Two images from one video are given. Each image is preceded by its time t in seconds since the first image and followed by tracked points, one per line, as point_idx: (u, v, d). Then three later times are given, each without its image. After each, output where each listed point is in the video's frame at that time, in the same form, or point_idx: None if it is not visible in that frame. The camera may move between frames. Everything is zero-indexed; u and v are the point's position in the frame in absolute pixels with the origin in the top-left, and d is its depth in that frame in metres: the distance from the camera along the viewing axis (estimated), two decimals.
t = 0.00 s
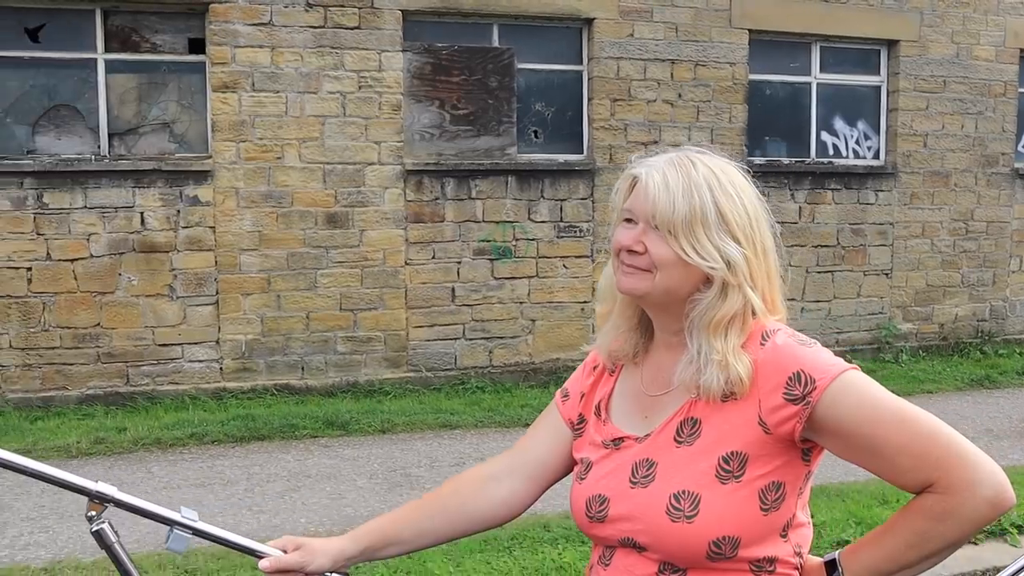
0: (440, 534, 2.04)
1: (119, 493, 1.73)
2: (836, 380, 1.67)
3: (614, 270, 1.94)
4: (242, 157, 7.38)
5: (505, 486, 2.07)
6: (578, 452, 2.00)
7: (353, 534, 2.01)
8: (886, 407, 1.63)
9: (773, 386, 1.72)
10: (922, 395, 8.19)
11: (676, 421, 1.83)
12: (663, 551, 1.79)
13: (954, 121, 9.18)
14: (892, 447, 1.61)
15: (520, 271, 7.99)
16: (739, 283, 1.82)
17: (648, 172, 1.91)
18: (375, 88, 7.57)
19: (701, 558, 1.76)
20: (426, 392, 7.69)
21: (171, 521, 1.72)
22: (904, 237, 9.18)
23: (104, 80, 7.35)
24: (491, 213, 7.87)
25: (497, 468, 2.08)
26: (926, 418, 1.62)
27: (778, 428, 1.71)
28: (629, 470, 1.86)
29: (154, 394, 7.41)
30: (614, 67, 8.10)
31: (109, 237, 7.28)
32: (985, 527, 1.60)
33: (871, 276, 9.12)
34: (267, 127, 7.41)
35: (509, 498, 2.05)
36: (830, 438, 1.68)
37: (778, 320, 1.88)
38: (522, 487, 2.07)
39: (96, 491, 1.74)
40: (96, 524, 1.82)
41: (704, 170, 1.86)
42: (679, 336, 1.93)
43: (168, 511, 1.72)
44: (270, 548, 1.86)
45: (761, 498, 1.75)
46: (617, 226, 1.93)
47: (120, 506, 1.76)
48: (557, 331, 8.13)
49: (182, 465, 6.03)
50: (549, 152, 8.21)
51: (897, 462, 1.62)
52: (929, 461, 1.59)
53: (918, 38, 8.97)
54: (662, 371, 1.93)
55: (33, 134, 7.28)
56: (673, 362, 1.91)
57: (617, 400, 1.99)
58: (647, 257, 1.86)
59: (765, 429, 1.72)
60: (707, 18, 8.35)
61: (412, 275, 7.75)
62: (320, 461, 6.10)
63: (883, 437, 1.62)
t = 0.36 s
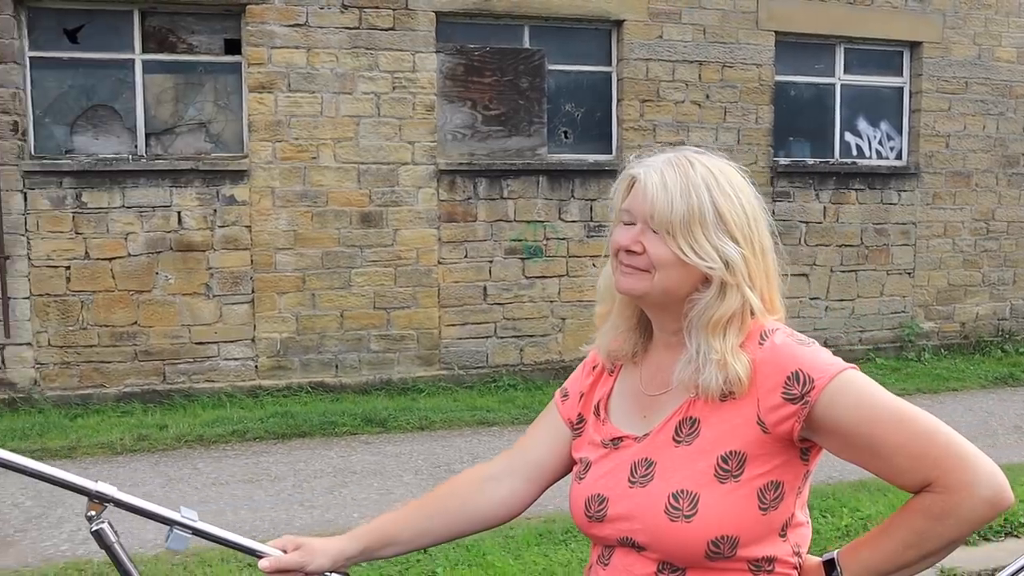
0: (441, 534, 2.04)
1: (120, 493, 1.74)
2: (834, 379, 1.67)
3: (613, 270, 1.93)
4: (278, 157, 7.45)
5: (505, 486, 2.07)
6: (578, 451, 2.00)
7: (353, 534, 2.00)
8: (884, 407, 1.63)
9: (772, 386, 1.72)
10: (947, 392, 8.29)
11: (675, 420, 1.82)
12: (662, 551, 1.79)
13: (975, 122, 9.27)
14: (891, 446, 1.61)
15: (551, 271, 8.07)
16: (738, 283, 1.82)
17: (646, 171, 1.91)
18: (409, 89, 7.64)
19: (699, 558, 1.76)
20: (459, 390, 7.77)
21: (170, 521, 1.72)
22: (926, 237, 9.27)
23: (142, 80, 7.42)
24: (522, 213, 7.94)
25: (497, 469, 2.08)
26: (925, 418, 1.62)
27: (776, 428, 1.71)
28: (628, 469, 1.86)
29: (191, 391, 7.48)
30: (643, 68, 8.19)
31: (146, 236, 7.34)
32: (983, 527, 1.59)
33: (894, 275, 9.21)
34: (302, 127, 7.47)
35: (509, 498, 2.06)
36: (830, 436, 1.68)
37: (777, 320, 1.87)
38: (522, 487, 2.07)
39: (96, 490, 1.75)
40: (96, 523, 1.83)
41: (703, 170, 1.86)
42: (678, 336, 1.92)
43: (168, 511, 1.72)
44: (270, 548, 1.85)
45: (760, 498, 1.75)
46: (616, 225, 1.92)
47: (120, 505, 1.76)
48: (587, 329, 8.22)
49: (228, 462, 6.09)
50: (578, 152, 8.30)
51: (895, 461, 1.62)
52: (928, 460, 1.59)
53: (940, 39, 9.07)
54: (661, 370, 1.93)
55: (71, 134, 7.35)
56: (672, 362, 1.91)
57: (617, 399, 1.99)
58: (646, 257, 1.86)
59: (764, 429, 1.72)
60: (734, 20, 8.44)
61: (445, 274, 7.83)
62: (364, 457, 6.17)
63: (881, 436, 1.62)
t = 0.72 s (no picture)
0: (440, 533, 2.03)
1: (119, 493, 1.73)
2: (834, 379, 1.66)
3: (613, 270, 1.92)
4: (314, 157, 7.52)
5: (505, 485, 2.05)
6: (577, 451, 1.98)
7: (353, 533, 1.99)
8: (883, 407, 1.62)
9: (772, 385, 1.71)
10: (974, 389, 8.38)
11: (675, 420, 1.80)
12: (662, 551, 1.77)
13: (997, 123, 9.36)
14: (890, 446, 1.60)
15: (581, 270, 8.17)
16: (738, 283, 1.80)
17: (647, 171, 1.89)
18: (443, 90, 7.72)
19: (700, 557, 1.74)
20: (491, 387, 7.85)
21: (171, 520, 1.72)
22: (949, 236, 9.36)
23: (179, 81, 7.49)
24: (553, 212, 8.03)
25: (496, 468, 2.07)
26: (925, 418, 1.61)
27: (776, 428, 1.69)
28: (628, 469, 1.84)
29: (228, 389, 7.54)
30: (672, 70, 8.27)
31: (184, 235, 7.41)
32: (983, 526, 1.58)
33: (916, 275, 9.30)
34: (338, 127, 7.54)
35: (508, 498, 2.04)
36: (830, 436, 1.67)
37: (778, 320, 1.85)
38: (522, 487, 2.05)
39: (96, 490, 1.74)
40: (96, 523, 1.84)
41: (703, 170, 1.84)
42: (679, 335, 1.90)
43: (168, 510, 1.72)
44: (270, 548, 1.85)
45: (760, 498, 1.73)
46: (617, 226, 1.90)
47: (121, 505, 1.75)
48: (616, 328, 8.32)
49: (273, 458, 6.17)
50: (607, 152, 8.39)
51: (895, 460, 1.61)
52: (928, 460, 1.58)
53: (963, 41, 9.17)
54: (661, 370, 1.91)
55: (109, 134, 7.43)
56: (672, 362, 1.89)
57: (617, 399, 1.97)
58: (645, 257, 1.84)
59: (764, 429, 1.71)
60: (762, 22, 8.53)
61: (477, 273, 7.92)
62: (407, 454, 6.25)
63: (881, 436, 1.61)
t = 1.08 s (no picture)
0: (441, 532, 2.04)
1: (120, 492, 1.75)
2: (835, 379, 1.67)
3: (613, 270, 1.94)
4: (349, 157, 7.60)
5: (506, 485, 2.07)
6: (579, 451, 2.00)
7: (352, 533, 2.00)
8: (884, 407, 1.63)
9: (773, 385, 1.73)
10: (999, 386, 8.46)
11: (675, 420, 1.82)
12: (663, 550, 1.79)
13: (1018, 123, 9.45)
14: (891, 446, 1.61)
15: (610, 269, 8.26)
16: (738, 283, 1.83)
17: (647, 171, 1.91)
18: (475, 90, 7.80)
19: (701, 557, 1.76)
20: (523, 385, 7.94)
21: (170, 520, 1.73)
22: (970, 236, 9.45)
23: (216, 81, 7.56)
24: (583, 212, 8.13)
25: (496, 468, 2.08)
26: (926, 417, 1.62)
27: (777, 427, 1.71)
28: (629, 469, 1.86)
29: (264, 387, 7.60)
30: (700, 71, 8.36)
31: (221, 234, 7.48)
32: (984, 526, 1.59)
33: (938, 274, 9.39)
34: (372, 128, 7.62)
35: (509, 497, 2.06)
36: (830, 436, 1.68)
37: (778, 320, 1.87)
38: (522, 486, 2.07)
39: (96, 490, 1.76)
40: (96, 522, 1.84)
41: (703, 170, 1.86)
42: (679, 335, 1.93)
43: (168, 509, 1.73)
44: (269, 548, 1.86)
45: (761, 497, 1.75)
46: (617, 226, 1.93)
47: (120, 505, 1.77)
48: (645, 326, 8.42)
49: (316, 455, 6.25)
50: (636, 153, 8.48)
51: (896, 460, 1.62)
52: (930, 460, 1.59)
53: (985, 42, 9.26)
54: (662, 370, 1.93)
55: (146, 134, 7.50)
56: (672, 362, 1.91)
57: (618, 399, 1.99)
58: (645, 257, 1.87)
59: (765, 428, 1.72)
60: (788, 24, 8.61)
61: (509, 272, 8.01)
62: (448, 450, 6.32)
63: (882, 437, 1.62)
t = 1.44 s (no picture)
0: (440, 531, 2.01)
1: (119, 491, 1.73)
2: (836, 378, 1.65)
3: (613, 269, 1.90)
4: (383, 157, 7.68)
5: (505, 484, 2.04)
6: (578, 450, 1.96)
7: (352, 532, 1.97)
8: (885, 406, 1.61)
9: (774, 385, 1.70)
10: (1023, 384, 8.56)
11: (675, 420, 1.79)
12: (663, 550, 1.75)
13: None
14: (892, 445, 1.60)
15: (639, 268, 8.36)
16: (739, 282, 1.78)
17: (647, 169, 1.87)
18: (507, 91, 7.88)
19: (701, 557, 1.73)
20: (554, 382, 8.03)
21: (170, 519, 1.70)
22: (992, 235, 9.53)
23: (251, 81, 7.64)
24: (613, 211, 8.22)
25: (496, 467, 2.05)
26: (926, 416, 1.60)
27: (778, 427, 1.68)
28: (628, 469, 1.82)
29: (299, 384, 7.68)
30: (727, 72, 8.44)
31: (257, 233, 7.55)
32: (984, 525, 1.58)
33: (960, 272, 9.47)
34: (406, 128, 7.71)
35: (508, 497, 2.03)
36: (831, 435, 1.66)
37: (779, 319, 1.84)
38: (522, 485, 2.04)
39: (97, 489, 1.74)
40: (97, 521, 1.82)
41: (704, 168, 1.82)
42: (679, 334, 1.88)
43: (168, 509, 1.71)
44: (269, 546, 1.83)
45: (762, 497, 1.72)
46: (617, 224, 1.89)
47: (120, 504, 1.75)
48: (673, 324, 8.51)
49: (359, 451, 6.32)
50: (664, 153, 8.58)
51: (897, 459, 1.60)
52: (931, 458, 1.58)
53: (1007, 43, 9.35)
54: (662, 370, 1.89)
55: (183, 134, 7.57)
56: (672, 362, 1.87)
57: (617, 399, 1.95)
58: (644, 256, 1.82)
59: (766, 428, 1.69)
60: (814, 25, 8.69)
61: (540, 271, 8.11)
62: (490, 446, 6.40)
63: (884, 436, 1.60)
